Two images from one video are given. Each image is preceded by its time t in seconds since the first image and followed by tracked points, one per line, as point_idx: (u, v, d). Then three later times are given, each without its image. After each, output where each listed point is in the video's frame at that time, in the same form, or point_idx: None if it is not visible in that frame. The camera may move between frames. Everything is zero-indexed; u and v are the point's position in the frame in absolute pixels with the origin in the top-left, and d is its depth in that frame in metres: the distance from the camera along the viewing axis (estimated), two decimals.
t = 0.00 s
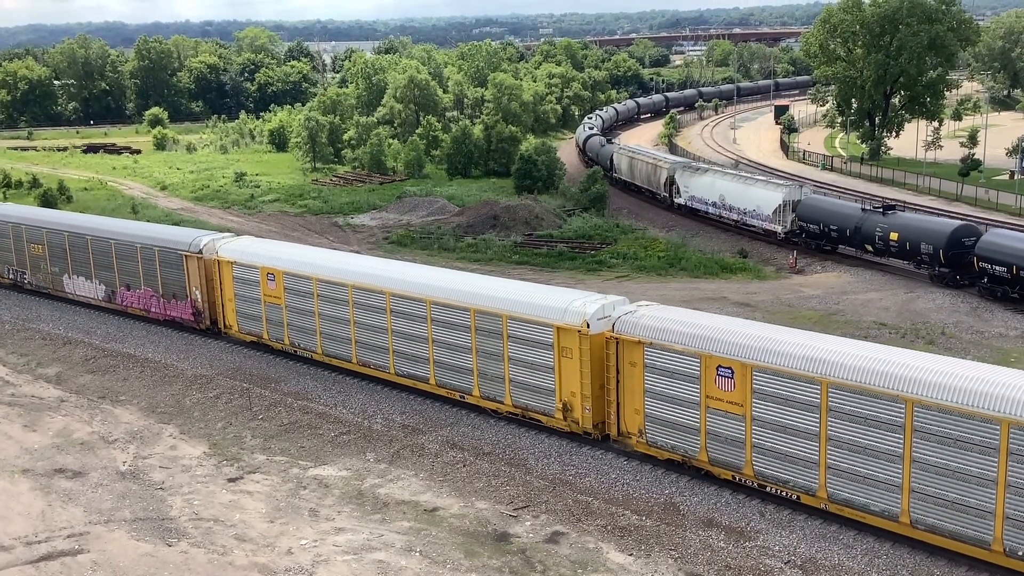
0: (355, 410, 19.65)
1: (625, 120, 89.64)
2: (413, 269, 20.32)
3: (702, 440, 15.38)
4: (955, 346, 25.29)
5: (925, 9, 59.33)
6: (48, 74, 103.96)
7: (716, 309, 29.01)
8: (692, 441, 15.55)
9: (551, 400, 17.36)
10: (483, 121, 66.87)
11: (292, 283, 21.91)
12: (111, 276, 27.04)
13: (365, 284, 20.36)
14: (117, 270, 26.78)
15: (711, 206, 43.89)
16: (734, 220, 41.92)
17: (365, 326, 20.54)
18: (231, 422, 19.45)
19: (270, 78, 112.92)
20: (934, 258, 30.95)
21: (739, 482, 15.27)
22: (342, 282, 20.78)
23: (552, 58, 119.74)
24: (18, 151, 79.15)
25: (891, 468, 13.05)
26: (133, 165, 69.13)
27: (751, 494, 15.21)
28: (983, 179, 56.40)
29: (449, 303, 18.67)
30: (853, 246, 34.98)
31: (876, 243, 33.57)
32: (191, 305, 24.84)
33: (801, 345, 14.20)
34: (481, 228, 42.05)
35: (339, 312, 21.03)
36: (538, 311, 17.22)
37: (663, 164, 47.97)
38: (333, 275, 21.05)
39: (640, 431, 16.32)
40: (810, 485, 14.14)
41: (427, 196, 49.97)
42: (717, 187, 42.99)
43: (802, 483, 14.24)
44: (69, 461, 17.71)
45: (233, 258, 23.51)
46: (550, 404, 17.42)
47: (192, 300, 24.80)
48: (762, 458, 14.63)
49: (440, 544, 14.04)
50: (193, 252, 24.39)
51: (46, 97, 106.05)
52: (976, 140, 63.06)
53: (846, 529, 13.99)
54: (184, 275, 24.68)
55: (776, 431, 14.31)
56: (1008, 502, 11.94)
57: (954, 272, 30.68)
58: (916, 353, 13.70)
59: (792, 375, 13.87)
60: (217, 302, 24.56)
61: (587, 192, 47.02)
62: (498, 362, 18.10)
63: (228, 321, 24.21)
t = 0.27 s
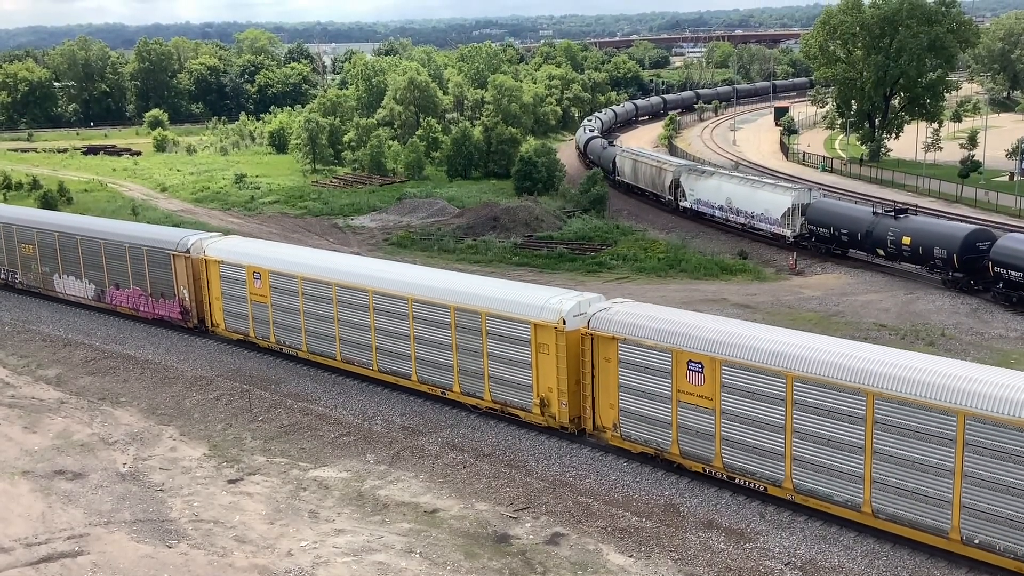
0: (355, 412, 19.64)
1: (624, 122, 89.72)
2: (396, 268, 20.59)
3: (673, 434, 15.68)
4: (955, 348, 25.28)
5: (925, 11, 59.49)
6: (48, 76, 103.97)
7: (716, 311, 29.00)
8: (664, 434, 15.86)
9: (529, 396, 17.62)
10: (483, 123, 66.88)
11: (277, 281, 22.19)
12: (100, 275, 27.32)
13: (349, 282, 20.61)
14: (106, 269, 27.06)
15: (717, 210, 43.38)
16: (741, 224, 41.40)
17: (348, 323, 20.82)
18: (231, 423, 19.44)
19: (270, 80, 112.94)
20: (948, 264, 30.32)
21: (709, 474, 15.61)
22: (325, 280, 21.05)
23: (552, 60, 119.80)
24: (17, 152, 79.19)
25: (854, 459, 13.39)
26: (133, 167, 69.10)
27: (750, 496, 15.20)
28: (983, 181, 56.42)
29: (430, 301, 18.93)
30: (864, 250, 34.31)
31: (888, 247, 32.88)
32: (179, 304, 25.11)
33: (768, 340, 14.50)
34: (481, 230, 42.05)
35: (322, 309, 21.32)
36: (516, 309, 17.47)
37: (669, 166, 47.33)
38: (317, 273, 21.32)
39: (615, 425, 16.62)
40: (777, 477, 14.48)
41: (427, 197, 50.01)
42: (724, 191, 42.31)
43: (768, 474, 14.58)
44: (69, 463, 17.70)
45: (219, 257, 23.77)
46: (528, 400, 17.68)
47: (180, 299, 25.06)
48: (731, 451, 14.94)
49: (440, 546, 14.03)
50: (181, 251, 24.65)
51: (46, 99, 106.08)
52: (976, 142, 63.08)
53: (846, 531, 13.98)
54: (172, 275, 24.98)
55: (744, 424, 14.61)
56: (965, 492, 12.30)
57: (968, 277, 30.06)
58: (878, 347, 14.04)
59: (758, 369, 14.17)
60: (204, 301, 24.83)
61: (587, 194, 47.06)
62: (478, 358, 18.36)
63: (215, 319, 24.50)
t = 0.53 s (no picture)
0: (355, 412, 19.64)
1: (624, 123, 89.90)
2: (378, 266, 20.91)
3: (647, 428, 16.03)
4: (955, 348, 25.27)
5: (925, 11, 59.54)
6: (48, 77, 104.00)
7: (716, 312, 29.00)
8: (637, 428, 16.21)
9: (508, 391, 17.94)
10: (483, 124, 66.88)
11: (261, 279, 22.48)
12: (89, 274, 27.58)
13: (332, 280, 20.92)
14: (95, 268, 27.31)
15: (722, 213, 42.87)
16: (748, 227, 40.91)
17: (331, 320, 21.12)
18: (231, 424, 19.43)
19: (270, 81, 112.98)
20: (962, 267, 29.66)
21: (681, 467, 15.98)
22: (309, 278, 21.35)
23: (552, 61, 119.88)
24: (17, 153, 79.24)
25: (818, 450, 13.78)
26: (133, 168, 69.11)
27: (750, 497, 15.20)
28: (983, 181, 56.44)
29: (411, 298, 19.27)
30: (876, 254, 33.63)
31: (900, 250, 32.18)
32: (167, 302, 25.35)
33: (739, 335, 14.88)
34: (481, 231, 42.05)
35: (306, 307, 21.62)
36: (494, 305, 17.81)
37: (673, 168, 46.73)
38: (301, 271, 21.62)
39: (591, 419, 16.97)
40: (745, 468, 14.85)
41: (427, 198, 50.03)
42: (731, 193, 41.61)
43: (737, 466, 14.94)
44: (69, 464, 17.69)
45: (205, 255, 24.06)
46: (507, 395, 18.00)
47: (167, 297, 25.30)
48: (701, 443, 15.31)
49: (440, 547, 14.02)
50: (168, 250, 24.93)
51: (46, 100, 106.15)
52: (976, 142, 63.08)
53: (846, 532, 13.98)
54: (160, 274, 25.19)
55: (714, 417, 14.99)
56: (925, 481, 12.69)
57: (983, 281, 29.43)
58: (842, 342, 14.47)
59: (728, 363, 14.56)
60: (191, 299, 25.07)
61: (587, 195, 47.08)
62: (459, 354, 18.68)
63: (202, 317, 24.73)
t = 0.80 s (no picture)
0: (355, 412, 19.65)
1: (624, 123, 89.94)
2: (363, 264, 21.32)
3: (621, 420, 16.43)
4: (955, 348, 25.28)
5: (925, 11, 59.56)
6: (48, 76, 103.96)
7: (717, 311, 28.98)
8: (612, 420, 16.61)
9: (487, 385, 18.34)
10: (483, 123, 66.87)
11: (248, 276, 22.88)
12: (78, 272, 27.98)
13: (318, 277, 21.32)
14: (85, 265, 27.72)
15: (729, 214, 42.41)
16: (756, 229, 40.44)
17: (317, 316, 21.53)
18: (231, 424, 19.43)
19: (270, 80, 112.88)
20: (977, 271, 29.22)
21: (654, 458, 16.37)
22: (295, 275, 21.75)
23: (552, 60, 119.87)
24: (17, 153, 79.27)
25: (784, 441, 14.19)
26: (133, 168, 69.08)
27: (751, 497, 15.19)
28: (983, 181, 56.46)
29: (393, 294, 19.69)
30: (888, 257, 33.14)
31: (913, 253, 31.69)
32: (155, 299, 25.73)
33: (708, 329, 15.30)
34: (481, 230, 42.05)
35: (292, 303, 22.02)
36: (474, 301, 18.23)
37: (680, 169, 46.27)
38: (287, 268, 22.02)
39: (567, 412, 17.36)
40: (714, 459, 15.25)
41: (427, 198, 50.05)
42: (739, 195, 41.29)
43: (706, 457, 15.35)
44: (68, 464, 17.68)
45: (192, 253, 24.47)
46: (486, 389, 18.40)
47: (155, 294, 25.67)
48: (673, 435, 15.70)
49: (440, 547, 14.02)
50: (157, 248, 25.34)
51: (46, 99, 106.13)
52: (976, 142, 63.10)
53: (846, 532, 13.97)
54: (149, 271, 25.57)
55: (685, 409, 15.39)
56: (885, 470, 13.12)
57: (998, 285, 28.99)
58: (808, 335, 14.89)
59: (698, 356, 14.96)
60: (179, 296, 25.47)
61: (586, 195, 47.11)
62: (439, 349, 19.10)
63: (190, 313, 25.12)
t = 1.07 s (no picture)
0: (355, 411, 19.63)
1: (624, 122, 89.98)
2: (347, 260, 21.67)
3: (596, 413, 16.77)
4: (954, 347, 25.29)
5: (925, 10, 59.55)
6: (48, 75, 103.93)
7: (716, 311, 28.98)
8: (587, 413, 16.95)
9: (467, 378, 18.70)
10: (483, 122, 66.84)
11: (234, 272, 23.21)
12: (69, 269, 28.30)
13: (303, 274, 21.64)
14: (75, 263, 28.03)
15: (737, 215, 41.81)
16: (765, 230, 39.88)
17: (302, 312, 21.85)
18: (231, 423, 19.45)
19: (270, 79, 112.82)
20: (992, 274, 28.78)
21: (627, 449, 16.73)
22: (280, 271, 22.06)
23: (552, 59, 119.82)
24: (17, 152, 79.34)
25: (752, 431, 14.56)
26: (133, 166, 69.06)
27: (751, 495, 15.19)
28: (983, 180, 56.43)
29: (376, 290, 20.04)
30: (900, 259, 32.67)
31: (927, 256, 31.22)
32: (144, 295, 26.08)
33: (680, 323, 15.64)
34: (481, 229, 42.04)
35: (278, 299, 22.33)
36: (454, 297, 18.59)
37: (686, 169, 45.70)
38: (273, 264, 22.34)
39: (544, 405, 17.69)
40: (686, 450, 15.62)
41: (427, 197, 50.08)
42: (747, 196, 40.65)
43: (678, 447, 15.71)
44: (68, 462, 17.69)
45: (179, 250, 24.83)
46: (466, 382, 18.75)
47: (144, 291, 26.02)
48: (646, 426, 16.06)
49: (440, 546, 14.03)
50: (145, 245, 25.70)
51: (45, 98, 106.12)
52: (976, 141, 63.05)
53: (845, 530, 13.98)
54: (138, 268, 25.91)
55: (658, 401, 15.74)
56: (849, 459, 13.48)
57: (1014, 289, 28.53)
58: (777, 329, 15.24)
59: (669, 350, 15.32)
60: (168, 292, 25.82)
61: (586, 194, 47.09)
62: (421, 343, 19.44)
63: (178, 310, 25.46)
